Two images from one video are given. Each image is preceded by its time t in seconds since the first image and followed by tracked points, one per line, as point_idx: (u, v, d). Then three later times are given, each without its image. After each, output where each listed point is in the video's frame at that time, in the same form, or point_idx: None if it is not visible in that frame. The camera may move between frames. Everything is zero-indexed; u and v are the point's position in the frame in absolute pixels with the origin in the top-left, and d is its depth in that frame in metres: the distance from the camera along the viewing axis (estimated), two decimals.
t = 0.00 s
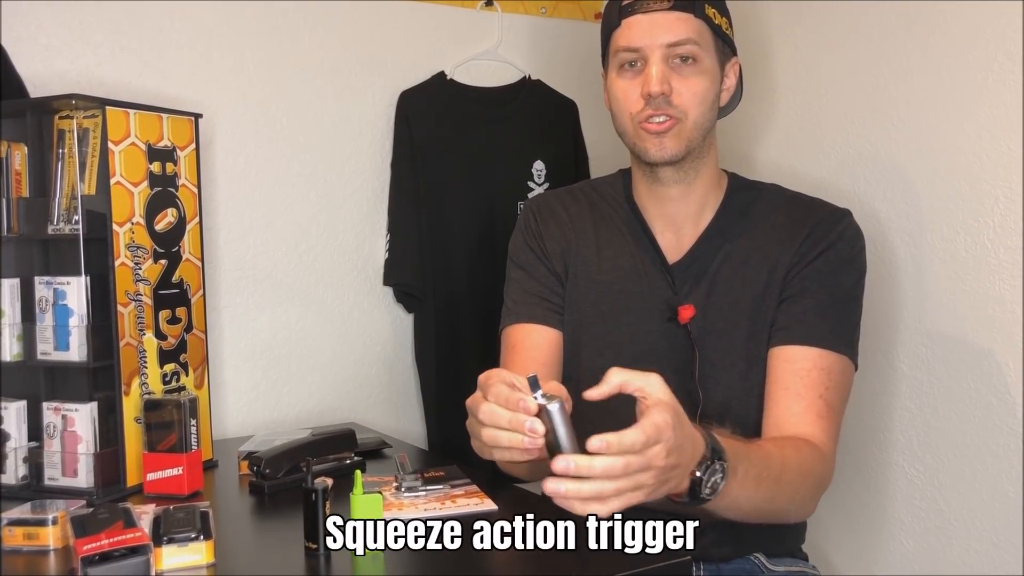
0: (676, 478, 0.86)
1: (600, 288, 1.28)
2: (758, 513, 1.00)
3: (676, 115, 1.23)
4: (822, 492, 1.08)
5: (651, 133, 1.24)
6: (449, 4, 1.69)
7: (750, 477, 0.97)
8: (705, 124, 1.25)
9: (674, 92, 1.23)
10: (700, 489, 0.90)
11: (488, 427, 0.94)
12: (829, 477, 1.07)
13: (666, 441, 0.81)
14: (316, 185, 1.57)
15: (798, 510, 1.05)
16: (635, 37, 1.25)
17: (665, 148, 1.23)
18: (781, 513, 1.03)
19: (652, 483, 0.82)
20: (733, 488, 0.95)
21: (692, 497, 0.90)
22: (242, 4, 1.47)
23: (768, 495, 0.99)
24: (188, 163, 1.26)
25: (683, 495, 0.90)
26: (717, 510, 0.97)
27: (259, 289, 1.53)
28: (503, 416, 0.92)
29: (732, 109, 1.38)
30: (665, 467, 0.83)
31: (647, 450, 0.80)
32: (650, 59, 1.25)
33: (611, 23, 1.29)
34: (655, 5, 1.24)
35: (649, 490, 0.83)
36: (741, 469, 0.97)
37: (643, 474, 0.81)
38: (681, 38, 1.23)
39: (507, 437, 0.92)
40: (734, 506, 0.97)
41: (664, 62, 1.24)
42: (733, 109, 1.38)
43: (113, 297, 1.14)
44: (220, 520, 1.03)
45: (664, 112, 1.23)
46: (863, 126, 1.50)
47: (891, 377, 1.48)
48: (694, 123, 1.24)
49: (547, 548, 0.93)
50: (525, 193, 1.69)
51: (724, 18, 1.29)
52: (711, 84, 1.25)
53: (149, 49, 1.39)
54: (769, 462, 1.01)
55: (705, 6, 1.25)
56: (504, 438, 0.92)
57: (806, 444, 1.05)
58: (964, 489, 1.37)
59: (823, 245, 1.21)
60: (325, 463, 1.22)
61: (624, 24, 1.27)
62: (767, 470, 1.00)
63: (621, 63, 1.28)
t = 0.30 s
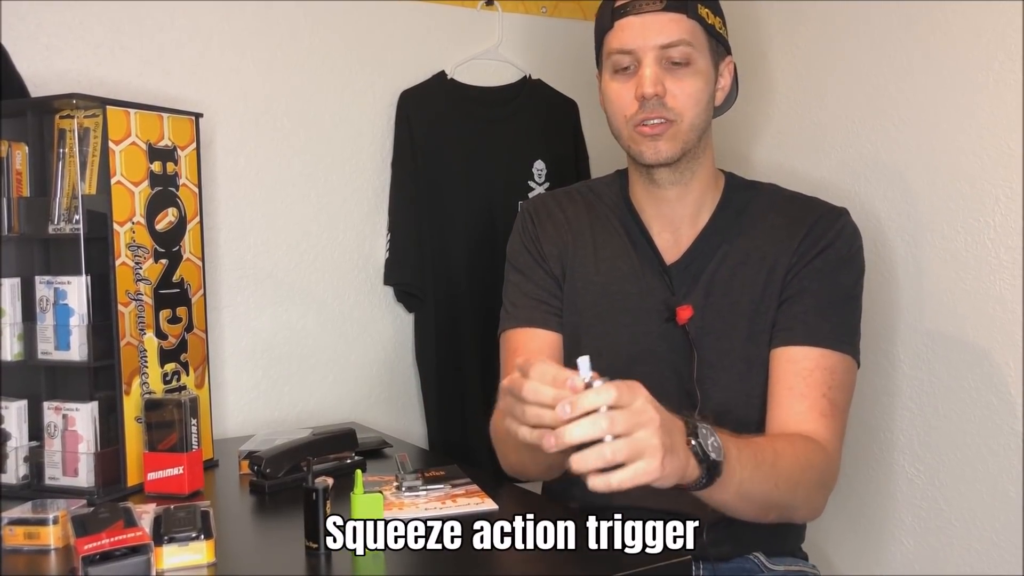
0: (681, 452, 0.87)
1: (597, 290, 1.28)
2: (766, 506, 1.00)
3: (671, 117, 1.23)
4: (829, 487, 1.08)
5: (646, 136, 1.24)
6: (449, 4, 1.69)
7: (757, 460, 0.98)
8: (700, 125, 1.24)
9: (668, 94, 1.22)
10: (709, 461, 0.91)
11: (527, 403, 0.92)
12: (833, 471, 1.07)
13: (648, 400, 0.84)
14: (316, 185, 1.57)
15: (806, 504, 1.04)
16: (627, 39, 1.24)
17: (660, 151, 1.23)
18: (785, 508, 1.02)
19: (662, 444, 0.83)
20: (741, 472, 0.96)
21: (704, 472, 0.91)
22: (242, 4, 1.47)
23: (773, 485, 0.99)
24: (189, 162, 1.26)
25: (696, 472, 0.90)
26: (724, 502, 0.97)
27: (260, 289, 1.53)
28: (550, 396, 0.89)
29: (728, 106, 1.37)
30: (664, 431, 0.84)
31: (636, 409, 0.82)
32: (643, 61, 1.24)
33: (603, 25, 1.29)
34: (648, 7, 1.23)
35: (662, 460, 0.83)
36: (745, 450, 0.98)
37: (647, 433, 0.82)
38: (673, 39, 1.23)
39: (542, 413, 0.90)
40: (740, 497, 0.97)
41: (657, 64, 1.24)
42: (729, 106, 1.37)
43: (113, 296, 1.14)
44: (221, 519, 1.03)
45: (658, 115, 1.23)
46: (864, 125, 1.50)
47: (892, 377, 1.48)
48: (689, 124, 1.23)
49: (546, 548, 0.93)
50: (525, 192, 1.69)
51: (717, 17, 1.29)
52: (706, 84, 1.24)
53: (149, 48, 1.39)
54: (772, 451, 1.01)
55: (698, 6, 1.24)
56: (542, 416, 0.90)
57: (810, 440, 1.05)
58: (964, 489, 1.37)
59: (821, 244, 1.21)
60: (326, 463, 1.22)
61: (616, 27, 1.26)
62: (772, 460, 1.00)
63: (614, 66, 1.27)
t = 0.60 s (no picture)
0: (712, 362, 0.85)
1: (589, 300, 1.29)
2: (775, 474, 0.99)
3: (667, 124, 1.22)
4: (830, 485, 1.07)
5: (643, 144, 1.23)
6: (449, 4, 1.69)
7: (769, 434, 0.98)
8: (696, 130, 1.24)
9: (662, 102, 1.21)
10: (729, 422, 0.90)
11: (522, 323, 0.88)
12: (834, 469, 1.07)
13: (709, 294, 0.86)
14: (316, 185, 1.57)
15: (809, 490, 1.04)
16: (618, 47, 1.23)
17: (657, 159, 1.22)
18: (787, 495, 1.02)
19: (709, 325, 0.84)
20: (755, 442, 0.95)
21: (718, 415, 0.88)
22: (242, 4, 1.47)
23: (780, 452, 1.00)
24: (189, 163, 1.26)
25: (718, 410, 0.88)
26: (730, 472, 0.96)
27: (260, 289, 1.53)
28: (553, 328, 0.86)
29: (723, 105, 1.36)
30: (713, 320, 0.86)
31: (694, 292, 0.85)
32: (636, 68, 1.23)
33: (593, 32, 1.27)
34: (637, 13, 1.22)
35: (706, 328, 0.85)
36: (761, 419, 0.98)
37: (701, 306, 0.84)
38: (665, 45, 1.21)
39: (530, 342, 0.86)
40: (747, 470, 0.96)
41: (650, 71, 1.22)
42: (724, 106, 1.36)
43: (113, 297, 1.14)
44: (220, 520, 1.03)
45: (654, 123, 1.22)
46: (864, 126, 1.50)
47: (892, 377, 1.48)
48: (685, 131, 1.23)
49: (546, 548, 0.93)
50: (525, 193, 1.69)
51: (708, 18, 1.27)
52: (699, 88, 1.23)
53: (149, 48, 1.39)
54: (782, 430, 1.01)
55: (688, 9, 1.23)
56: (535, 342, 0.86)
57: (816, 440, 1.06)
58: (964, 489, 1.37)
59: (822, 250, 1.20)
60: (326, 463, 1.22)
61: (606, 35, 1.25)
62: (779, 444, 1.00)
63: (606, 74, 1.26)
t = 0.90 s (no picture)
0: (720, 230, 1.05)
1: (587, 307, 1.27)
2: (765, 395, 1.02)
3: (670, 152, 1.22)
4: (835, 457, 1.05)
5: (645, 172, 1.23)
6: (449, 5, 1.69)
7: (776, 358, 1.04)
8: (698, 154, 1.24)
9: (667, 131, 1.20)
10: (735, 322, 1.02)
11: (532, 354, 0.95)
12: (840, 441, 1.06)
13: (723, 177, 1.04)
14: (316, 186, 1.57)
15: (808, 444, 1.03)
16: (622, 74, 1.21)
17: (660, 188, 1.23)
18: (784, 432, 1.02)
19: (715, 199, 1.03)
20: (759, 357, 1.02)
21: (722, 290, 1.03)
22: (242, 4, 1.47)
23: (776, 376, 1.03)
24: (188, 163, 1.26)
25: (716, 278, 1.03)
26: (726, 373, 1.03)
27: (259, 290, 1.53)
28: (563, 366, 0.94)
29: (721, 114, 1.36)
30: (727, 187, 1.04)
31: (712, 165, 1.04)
32: (640, 96, 1.21)
33: (596, 53, 1.24)
34: (642, 40, 1.19)
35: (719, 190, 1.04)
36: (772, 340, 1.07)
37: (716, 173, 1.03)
38: (671, 73, 1.19)
39: (541, 374, 0.94)
40: (746, 384, 1.02)
41: (655, 98, 1.21)
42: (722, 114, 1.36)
43: (113, 298, 1.14)
44: (220, 520, 1.03)
45: (657, 152, 1.21)
46: (864, 126, 1.50)
47: (892, 377, 1.48)
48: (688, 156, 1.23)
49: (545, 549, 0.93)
50: (524, 193, 1.70)
51: (712, 34, 1.25)
52: (703, 113, 1.22)
53: (149, 48, 1.39)
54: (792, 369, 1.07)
55: (694, 30, 1.21)
56: (546, 378, 0.94)
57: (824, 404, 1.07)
58: (964, 488, 1.37)
59: (820, 250, 1.20)
60: (326, 464, 1.22)
61: (609, 59, 1.22)
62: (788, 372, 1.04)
63: (608, 97, 1.24)
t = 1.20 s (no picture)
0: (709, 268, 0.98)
1: (586, 308, 1.27)
2: (766, 429, 1.01)
3: (664, 142, 1.21)
4: (835, 476, 1.07)
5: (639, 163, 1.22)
6: (449, 5, 1.69)
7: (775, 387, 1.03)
8: (693, 145, 1.23)
9: (660, 120, 1.20)
10: (732, 356, 1.00)
11: (538, 354, 0.96)
12: (839, 459, 1.07)
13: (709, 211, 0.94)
14: (316, 186, 1.57)
15: (810, 468, 1.04)
16: (615, 64, 1.21)
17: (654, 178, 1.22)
18: (786, 461, 1.03)
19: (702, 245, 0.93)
20: (757, 393, 1.01)
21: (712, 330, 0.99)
22: (242, 5, 1.47)
23: (775, 409, 1.02)
24: (188, 164, 1.26)
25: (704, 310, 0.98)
26: (725, 410, 1.02)
27: (258, 290, 1.53)
28: (570, 366, 0.94)
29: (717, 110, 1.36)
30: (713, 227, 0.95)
31: (697, 203, 0.94)
32: (632, 85, 1.21)
33: (589, 44, 1.25)
34: (634, 28, 1.19)
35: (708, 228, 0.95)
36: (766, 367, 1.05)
37: (703, 214, 0.94)
38: (664, 62, 1.19)
39: (549, 375, 0.95)
40: (748, 419, 1.01)
41: (648, 88, 1.20)
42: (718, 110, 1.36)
43: (113, 298, 1.14)
44: (220, 521, 1.03)
45: (651, 141, 1.21)
46: (864, 126, 1.50)
47: (892, 378, 1.48)
48: (683, 147, 1.22)
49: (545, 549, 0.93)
50: (525, 194, 1.70)
51: (707, 27, 1.25)
52: (697, 103, 1.22)
53: (149, 49, 1.39)
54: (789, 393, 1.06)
55: (688, 21, 1.21)
56: (555, 379, 0.94)
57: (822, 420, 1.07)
58: (964, 489, 1.37)
59: (821, 255, 1.20)
60: (326, 464, 1.22)
61: (603, 49, 1.22)
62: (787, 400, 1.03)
63: (602, 87, 1.25)
